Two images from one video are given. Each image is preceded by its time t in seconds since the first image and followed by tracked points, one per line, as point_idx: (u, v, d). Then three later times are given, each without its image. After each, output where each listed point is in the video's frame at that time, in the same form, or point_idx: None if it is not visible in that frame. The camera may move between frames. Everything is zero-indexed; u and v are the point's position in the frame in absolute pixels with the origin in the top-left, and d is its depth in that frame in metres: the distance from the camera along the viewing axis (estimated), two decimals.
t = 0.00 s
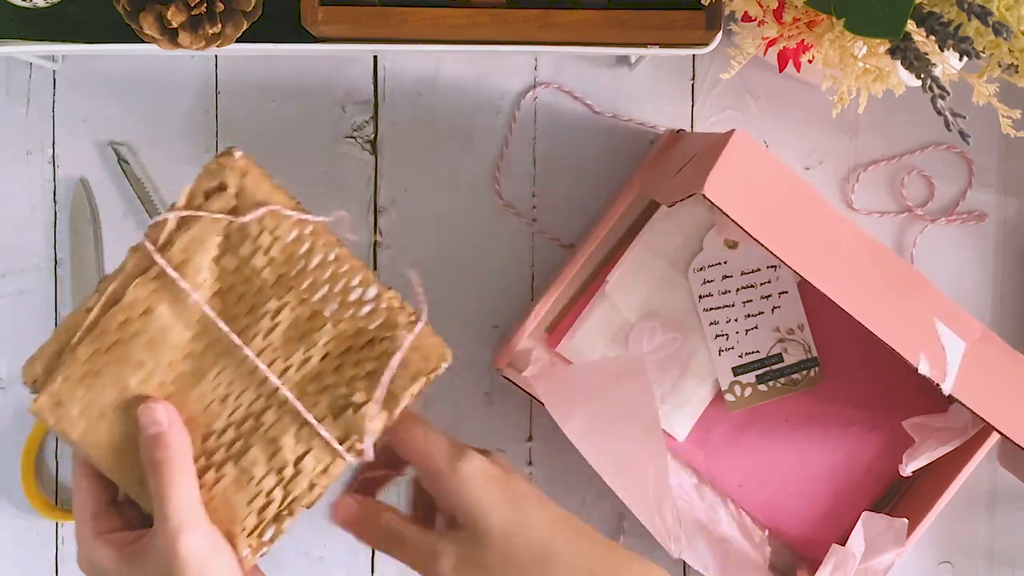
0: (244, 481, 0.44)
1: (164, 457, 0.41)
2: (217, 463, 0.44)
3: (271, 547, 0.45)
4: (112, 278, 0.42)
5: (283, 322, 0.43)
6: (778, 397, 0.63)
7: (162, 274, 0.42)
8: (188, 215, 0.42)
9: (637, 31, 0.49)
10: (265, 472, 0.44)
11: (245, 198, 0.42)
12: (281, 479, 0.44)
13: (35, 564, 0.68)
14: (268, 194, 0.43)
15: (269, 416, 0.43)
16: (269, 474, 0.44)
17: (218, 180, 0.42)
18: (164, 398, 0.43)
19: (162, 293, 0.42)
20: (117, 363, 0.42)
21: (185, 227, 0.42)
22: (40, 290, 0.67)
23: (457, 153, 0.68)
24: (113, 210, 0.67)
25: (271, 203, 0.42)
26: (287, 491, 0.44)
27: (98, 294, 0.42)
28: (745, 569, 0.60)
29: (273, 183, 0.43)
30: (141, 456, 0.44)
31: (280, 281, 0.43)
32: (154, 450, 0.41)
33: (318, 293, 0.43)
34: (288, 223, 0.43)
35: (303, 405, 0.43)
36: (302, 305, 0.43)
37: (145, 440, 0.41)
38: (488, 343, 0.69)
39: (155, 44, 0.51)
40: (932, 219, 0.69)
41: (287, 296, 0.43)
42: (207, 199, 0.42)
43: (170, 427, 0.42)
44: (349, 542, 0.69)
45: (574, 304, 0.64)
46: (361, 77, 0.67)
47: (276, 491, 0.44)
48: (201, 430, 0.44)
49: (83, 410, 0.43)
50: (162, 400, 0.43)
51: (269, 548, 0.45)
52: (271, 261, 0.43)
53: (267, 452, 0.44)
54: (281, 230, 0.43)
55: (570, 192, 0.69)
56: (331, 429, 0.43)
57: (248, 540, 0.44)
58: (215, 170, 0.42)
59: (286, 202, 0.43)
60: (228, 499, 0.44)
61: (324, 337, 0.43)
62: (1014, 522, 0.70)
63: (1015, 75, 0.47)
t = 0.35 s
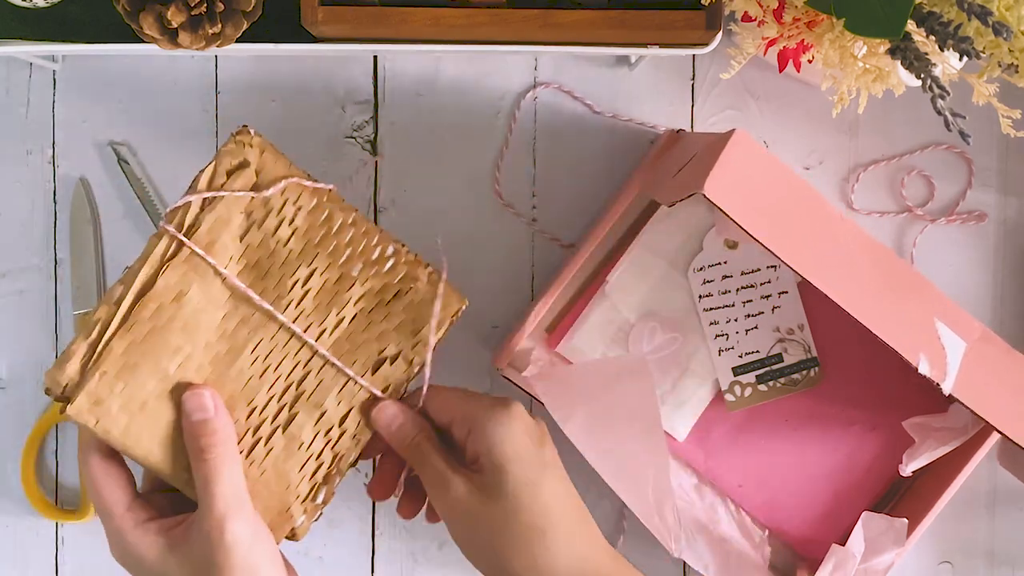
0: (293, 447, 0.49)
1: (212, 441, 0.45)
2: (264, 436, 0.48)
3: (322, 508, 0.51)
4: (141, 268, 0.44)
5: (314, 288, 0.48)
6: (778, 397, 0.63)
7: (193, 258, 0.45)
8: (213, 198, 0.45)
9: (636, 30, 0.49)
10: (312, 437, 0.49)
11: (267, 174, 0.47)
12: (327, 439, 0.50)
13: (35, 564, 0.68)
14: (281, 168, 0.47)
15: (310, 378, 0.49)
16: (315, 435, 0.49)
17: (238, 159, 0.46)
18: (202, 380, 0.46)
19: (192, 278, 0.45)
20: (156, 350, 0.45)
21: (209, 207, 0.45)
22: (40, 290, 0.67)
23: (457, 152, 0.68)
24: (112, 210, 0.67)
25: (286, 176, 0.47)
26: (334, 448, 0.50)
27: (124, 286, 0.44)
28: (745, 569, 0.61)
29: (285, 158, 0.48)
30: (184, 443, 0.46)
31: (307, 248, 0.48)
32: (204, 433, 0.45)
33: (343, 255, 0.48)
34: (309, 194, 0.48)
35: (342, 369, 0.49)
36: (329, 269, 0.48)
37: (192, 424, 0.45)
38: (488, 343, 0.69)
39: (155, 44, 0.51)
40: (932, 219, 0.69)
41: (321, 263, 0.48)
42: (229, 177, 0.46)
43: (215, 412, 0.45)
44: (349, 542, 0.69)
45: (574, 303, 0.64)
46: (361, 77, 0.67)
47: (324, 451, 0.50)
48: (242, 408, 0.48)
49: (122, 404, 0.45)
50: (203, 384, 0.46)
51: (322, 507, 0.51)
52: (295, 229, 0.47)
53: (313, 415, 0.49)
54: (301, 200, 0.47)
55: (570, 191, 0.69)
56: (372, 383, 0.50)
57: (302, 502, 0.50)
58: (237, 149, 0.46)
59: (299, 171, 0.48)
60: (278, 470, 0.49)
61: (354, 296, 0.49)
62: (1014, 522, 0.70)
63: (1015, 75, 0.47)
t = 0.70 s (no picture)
0: (286, 445, 0.49)
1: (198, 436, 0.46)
2: (254, 435, 0.49)
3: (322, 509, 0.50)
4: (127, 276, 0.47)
5: (296, 285, 0.48)
6: (778, 398, 0.63)
7: (172, 263, 0.47)
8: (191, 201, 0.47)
9: (636, 30, 0.49)
10: (304, 434, 0.49)
11: (239, 173, 0.48)
12: (318, 436, 0.49)
13: (36, 564, 0.68)
14: (254, 167, 0.48)
15: (297, 374, 0.49)
16: (308, 431, 0.49)
17: (209, 160, 0.48)
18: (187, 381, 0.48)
19: (172, 283, 0.47)
20: (140, 352, 0.47)
21: (185, 211, 0.47)
22: (39, 290, 0.67)
23: (458, 152, 0.68)
24: (112, 210, 0.67)
25: (258, 175, 0.48)
26: (329, 444, 0.49)
27: (110, 295, 0.47)
28: (744, 569, 0.61)
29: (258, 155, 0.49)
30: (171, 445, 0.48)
31: (285, 246, 0.48)
32: (187, 427, 0.46)
33: (323, 250, 0.49)
34: (286, 191, 0.48)
35: (330, 365, 0.49)
36: (309, 266, 0.48)
37: (174, 424, 0.46)
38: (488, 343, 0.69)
39: (156, 44, 0.51)
40: (932, 219, 0.69)
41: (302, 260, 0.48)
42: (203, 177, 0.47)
43: (196, 409, 0.47)
44: (349, 542, 0.69)
45: (573, 304, 0.64)
46: (361, 77, 0.67)
47: (316, 448, 0.49)
48: (231, 408, 0.49)
49: (111, 409, 0.47)
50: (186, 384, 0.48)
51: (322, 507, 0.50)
52: (271, 227, 0.48)
53: (302, 412, 0.49)
54: (277, 197, 0.48)
55: (570, 191, 0.69)
56: (363, 377, 0.49)
57: (299, 502, 0.49)
58: (207, 151, 0.47)
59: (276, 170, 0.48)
60: (273, 467, 0.49)
61: (339, 290, 0.49)
62: (1015, 522, 0.70)
63: (1015, 75, 0.47)
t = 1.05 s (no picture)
0: (260, 530, 0.51)
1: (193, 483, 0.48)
2: (240, 504, 0.51)
3: None
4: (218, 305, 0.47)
5: (351, 395, 0.50)
6: (778, 397, 0.63)
7: (256, 317, 0.47)
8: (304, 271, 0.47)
9: (636, 30, 0.49)
10: (279, 530, 0.51)
11: (368, 270, 0.48)
12: (291, 538, 0.51)
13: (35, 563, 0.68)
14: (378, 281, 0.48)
15: (303, 475, 0.51)
16: (283, 529, 0.51)
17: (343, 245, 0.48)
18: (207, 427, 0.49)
19: (246, 333, 0.47)
20: (188, 381, 0.47)
21: (295, 279, 0.47)
22: (39, 290, 0.67)
23: (458, 152, 0.68)
24: (112, 210, 0.67)
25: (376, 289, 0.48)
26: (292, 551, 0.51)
27: (190, 314, 0.46)
28: None
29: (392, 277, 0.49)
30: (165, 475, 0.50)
31: (366, 361, 0.50)
32: (187, 471, 0.47)
33: (400, 355, 0.50)
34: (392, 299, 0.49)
35: (332, 473, 0.51)
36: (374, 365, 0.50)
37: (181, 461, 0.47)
38: (488, 343, 0.69)
39: (156, 45, 0.51)
40: (932, 219, 0.69)
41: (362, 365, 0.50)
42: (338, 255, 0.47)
43: (205, 455, 0.48)
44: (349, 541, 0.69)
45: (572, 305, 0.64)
46: (361, 77, 0.67)
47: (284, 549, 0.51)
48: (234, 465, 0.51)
49: (130, 415, 0.47)
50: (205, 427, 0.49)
51: None
52: (360, 333, 0.49)
53: (290, 509, 0.51)
54: (379, 309, 0.49)
55: (570, 190, 0.69)
56: (353, 497, 0.51)
57: None
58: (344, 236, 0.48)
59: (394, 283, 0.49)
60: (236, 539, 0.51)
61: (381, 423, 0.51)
62: (1015, 522, 0.70)
63: (1015, 75, 0.47)
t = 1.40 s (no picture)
0: (273, 499, 0.56)
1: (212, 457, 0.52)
2: (253, 479, 0.55)
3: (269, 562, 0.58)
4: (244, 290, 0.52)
5: (355, 376, 0.56)
6: (778, 397, 0.63)
7: (276, 301, 0.53)
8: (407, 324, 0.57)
9: (636, 30, 0.49)
10: (294, 500, 0.56)
11: (369, 266, 0.56)
12: (304, 513, 0.57)
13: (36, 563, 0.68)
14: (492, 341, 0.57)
15: (315, 452, 0.56)
16: (294, 505, 0.56)
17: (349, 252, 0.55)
18: (227, 407, 0.53)
19: (267, 318, 0.52)
20: (208, 358, 0.51)
21: (315, 268, 0.54)
22: (39, 290, 0.67)
23: (458, 152, 0.68)
24: (112, 210, 0.67)
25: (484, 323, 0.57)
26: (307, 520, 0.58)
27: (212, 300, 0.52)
28: None
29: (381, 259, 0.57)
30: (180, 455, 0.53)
31: (363, 344, 0.56)
32: (206, 446, 0.51)
33: (394, 359, 0.57)
34: (390, 289, 0.56)
35: (349, 453, 0.57)
36: (375, 365, 0.56)
37: (204, 437, 0.51)
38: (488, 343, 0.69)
39: (156, 45, 0.51)
40: (932, 218, 0.69)
41: (367, 362, 0.56)
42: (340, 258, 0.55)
43: (223, 432, 0.52)
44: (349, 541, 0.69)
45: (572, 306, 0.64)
46: (361, 77, 0.67)
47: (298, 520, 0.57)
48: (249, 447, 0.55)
49: (149, 392, 0.51)
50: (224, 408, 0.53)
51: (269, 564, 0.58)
52: (366, 315, 0.56)
53: (302, 480, 0.56)
54: (383, 296, 0.56)
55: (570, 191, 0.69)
56: (364, 479, 0.58)
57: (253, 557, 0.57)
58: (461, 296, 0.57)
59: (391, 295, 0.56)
60: (248, 513, 0.55)
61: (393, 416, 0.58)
62: (1015, 522, 0.70)
63: (1015, 75, 0.47)
